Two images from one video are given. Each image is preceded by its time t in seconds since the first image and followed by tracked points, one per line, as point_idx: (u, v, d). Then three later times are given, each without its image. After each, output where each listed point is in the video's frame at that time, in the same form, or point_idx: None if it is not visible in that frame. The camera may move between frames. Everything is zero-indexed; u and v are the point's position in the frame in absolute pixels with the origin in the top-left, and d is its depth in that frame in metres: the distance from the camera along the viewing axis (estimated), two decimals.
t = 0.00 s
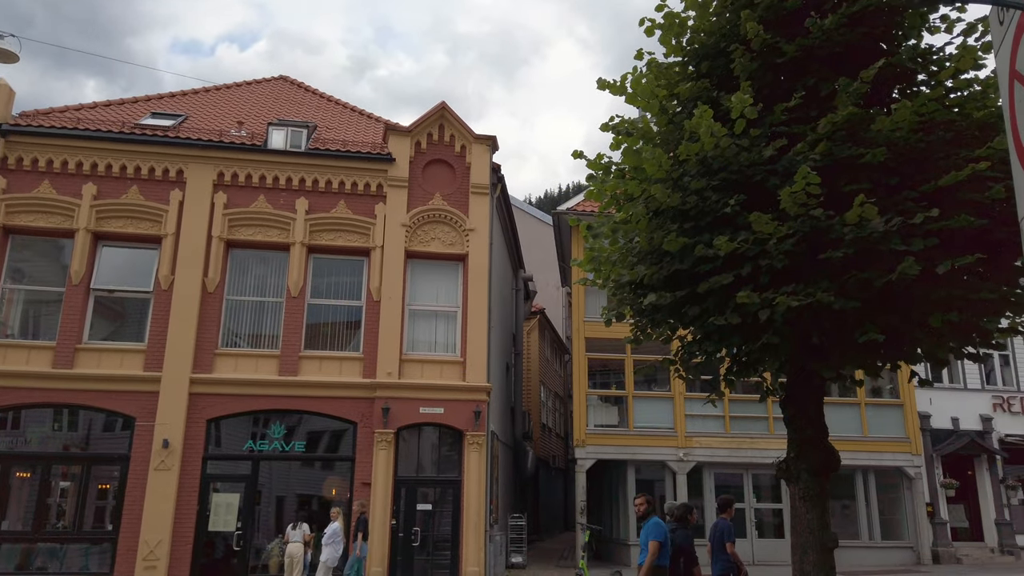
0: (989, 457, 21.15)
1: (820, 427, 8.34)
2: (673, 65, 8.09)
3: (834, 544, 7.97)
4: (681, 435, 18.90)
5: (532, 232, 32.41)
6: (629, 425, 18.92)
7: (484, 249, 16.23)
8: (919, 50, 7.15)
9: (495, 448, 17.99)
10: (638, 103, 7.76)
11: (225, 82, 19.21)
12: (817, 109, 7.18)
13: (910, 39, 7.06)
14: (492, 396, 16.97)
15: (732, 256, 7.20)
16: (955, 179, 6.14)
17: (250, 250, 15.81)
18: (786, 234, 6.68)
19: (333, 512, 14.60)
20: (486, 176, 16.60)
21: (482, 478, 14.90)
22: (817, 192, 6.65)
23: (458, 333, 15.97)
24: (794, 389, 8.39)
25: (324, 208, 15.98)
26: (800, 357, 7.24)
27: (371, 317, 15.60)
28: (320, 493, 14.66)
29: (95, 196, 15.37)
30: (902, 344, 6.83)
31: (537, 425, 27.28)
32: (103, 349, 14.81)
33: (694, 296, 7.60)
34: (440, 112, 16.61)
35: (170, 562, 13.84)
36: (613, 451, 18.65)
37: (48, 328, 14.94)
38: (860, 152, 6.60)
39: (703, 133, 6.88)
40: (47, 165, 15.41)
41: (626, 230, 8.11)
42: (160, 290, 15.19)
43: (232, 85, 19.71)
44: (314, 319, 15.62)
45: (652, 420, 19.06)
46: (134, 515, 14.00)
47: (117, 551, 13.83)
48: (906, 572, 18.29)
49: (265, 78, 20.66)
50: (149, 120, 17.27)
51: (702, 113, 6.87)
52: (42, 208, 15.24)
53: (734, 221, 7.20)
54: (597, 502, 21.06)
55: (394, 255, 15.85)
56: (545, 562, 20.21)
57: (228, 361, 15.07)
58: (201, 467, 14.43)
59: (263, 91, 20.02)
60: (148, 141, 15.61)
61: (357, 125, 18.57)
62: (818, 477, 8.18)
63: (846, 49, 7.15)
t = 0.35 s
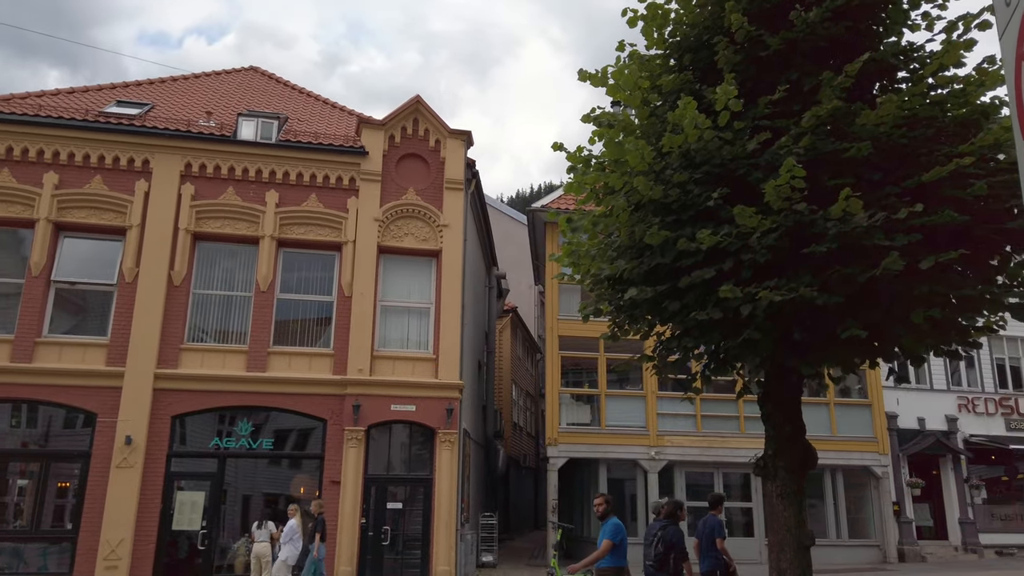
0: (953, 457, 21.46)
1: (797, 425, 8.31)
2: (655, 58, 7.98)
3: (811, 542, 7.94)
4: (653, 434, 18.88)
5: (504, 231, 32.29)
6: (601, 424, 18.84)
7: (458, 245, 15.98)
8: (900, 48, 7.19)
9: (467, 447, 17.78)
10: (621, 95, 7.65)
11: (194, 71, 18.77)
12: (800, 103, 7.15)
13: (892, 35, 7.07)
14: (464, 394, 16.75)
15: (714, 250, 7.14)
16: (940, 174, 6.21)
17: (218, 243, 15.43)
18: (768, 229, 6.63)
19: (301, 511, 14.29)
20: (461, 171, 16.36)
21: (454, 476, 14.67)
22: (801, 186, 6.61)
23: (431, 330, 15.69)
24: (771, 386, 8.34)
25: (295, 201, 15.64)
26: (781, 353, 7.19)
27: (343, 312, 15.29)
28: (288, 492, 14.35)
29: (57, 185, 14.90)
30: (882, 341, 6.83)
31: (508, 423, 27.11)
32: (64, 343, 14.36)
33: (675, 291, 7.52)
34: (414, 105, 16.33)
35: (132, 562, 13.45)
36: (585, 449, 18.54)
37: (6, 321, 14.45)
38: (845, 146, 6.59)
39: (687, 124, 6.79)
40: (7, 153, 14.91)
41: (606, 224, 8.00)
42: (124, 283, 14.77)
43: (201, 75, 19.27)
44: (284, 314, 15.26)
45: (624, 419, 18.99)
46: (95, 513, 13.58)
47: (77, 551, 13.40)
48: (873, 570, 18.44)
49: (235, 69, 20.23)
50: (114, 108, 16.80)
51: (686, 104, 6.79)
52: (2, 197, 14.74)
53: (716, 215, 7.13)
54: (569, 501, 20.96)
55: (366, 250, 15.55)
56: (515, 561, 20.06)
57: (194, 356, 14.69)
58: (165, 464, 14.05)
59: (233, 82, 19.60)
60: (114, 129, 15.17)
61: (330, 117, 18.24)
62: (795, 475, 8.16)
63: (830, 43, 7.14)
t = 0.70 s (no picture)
0: (913, 456, 21.79)
1: (771, 423, 8.25)
2: (634, 49, 7.85)
3: (784, 541, 7.88)
4: (619, 432, 18.82)
5: (472, 228, 32.09)
6: (568, 422, 18.73)
7: (426, 240, 15.69)
8: (879, 44, 7.18)
9: (433, 445, 17.52)
10: (599, 86, 7.50)
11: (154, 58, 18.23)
12: (780, 98, 7.07)
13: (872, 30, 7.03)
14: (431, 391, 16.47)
15: (692, 245, 7.04)
16: (921, 171, 6.21)
17: (178, 234, 14.96)
18: (748, 223, 6.55)
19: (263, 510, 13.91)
20: (430, 165, 16.07)
21: (419, 474, 14.40)
22: (782, 181, 6.52)
23: (398, 326, 15.38)
24: (745, 384, 8.27)
25: (259, 192, 15.22)
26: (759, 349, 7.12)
27: (307, 307, 14.92)
28: (249, 490, 13.96)
29: (9, 172, 14.32)
30: (860, 338, 6.81)
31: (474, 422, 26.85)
32: (14, 336, 13.80)
33: (652, 285, 7.43)
34: (383, 97, 16.01)
35: (84, 563, 12.97)
36: (552, 448, 18.40)
37: None
38: (825, 141, 6.52)
39: (668, 116, 6.67)
40: None
41: (583, 217, 7.85)
42: (79, 274, 14.24)
43: (162, 62, 18.72)
44: (246, 308, 14.85)
45: (592, 417, 18.90)
46: (46, 513, 13.06)
47: (25, 552, 12.88)
48: (835, 568, 18.60)
49: (198, 57, 19.70)
50: (70, 93, 16.21)
51: (666, 96, 6.67)
52: None
53: (695, 209, 7.03)
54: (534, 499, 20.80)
55: (332, 244, 15.19)
56: (480, 560, 19.86)
57: (152, 350, 14.22)
58: (120, 462, 13.57)
59: (196, 70, 19.07)
60: (70, 115, 14.62)
61: (296, 108, 17.83)
62: (769, 472, 8.10)
63: (810, 38, 7.08)
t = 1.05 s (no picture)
0: (874, 455, 22.09)
1: (744, 422, 8.17)
2: (611, 42, 7.71)
3: (757, 540, 7.83)
4: (586, 431, 18.74)
5: (440, 224, 31.83)
6: (536, 420, 18.60)
7: (394, 235, 15.40)
8: (857, 43, 7.13)
9: (398, 443, 17.26)
10: (575, 79, 7.36)
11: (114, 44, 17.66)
12: (759, 94, 7.00)
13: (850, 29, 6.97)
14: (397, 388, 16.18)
15: (670, 241, 6.94)
16: (900, 170, 6.20)
17: (137, 226, 14.48)
18: (727, 219, 6.47)
19: (223, 509, 13.54)
20: (399, 159, 15.77)
21: (384, 473, 14.13)
22: (762, 178, 6.45)
23: (364, 323, 15.07)
24: (719, 382, 8.19)
25: (221, 184, 14.80)
26: (735, 348, 7.05)
27: (271, 302, 14.55)
28: (208, 490, 13.57)
29: None
30: (837, 339, 6.78)
31: (439, 419, 26.60)
32: None
33: (628, 282, 7.31)
34: (351, 89, 15.68)
35: (34, 565, 12.48)
36: (518, 446, 18.24)
37: None
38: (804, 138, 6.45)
39: (647, 110, 6.55)
40: None
41: (558, 212, 7.70)
42: (32, 265, 13.70)
43: (123, 49, 18.16)
44: (207, 303, 14.43)
45: (559, 415, 18.80)
46: None
47: None
48: (798, 566, 18.75)
49: (160, 44, 19.14)
50: (25, 79, 15.62)
51: (646, 89, 6.55)
52: None
53: (673, 205, 6.94)
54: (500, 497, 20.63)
55: (297, 238, 14.83)
56: (445, 560, 19.63)
57: (109, 345, 13.75)
58: (74, 461, 13.09)
59: (157, 57, 18.53)
60: (24, 100, 14.07)
61: (261, 99, 17.41)
62: (742, 472, 8.02)
63: (788, 35, 7.01)
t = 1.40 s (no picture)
0: (829, 455, 22.40)
1: (712, 421, 8.06)
2: (585, 33, 7.56)
3: (722, 540, 7.73)
4: (548, 430, 18.61)
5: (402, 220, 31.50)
6: (497, 419, 18.42)
7: (355, 229, 15.06)
8: (830, 40, 7.09)
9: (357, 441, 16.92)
10: (548, 69, 7.20)
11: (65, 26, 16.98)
12: (732, 91, 6.92)
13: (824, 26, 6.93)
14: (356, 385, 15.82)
15: (642, 236, 6.84)
16: (873, 168, 6.18)
17: (87, 215, 13.91)
18: (700, 215, 6.40)
19: (174, 509, 13.07)
20: (361, 152, 15.44)
21: (342, 473, 13.81)
22: (736, 173, 6.37)
23: (323, 319, 14.70)
24: (687, 381, 8.09)
25: (176, 173, 14.29)
26: (706, 345, 6.98)
27: (226, 296, 14.09)
28: (159, 489, 13.09)
29: None
30: (807, 338, 6.74)
31: (399, 418, 26.24)
32: None
33: (599, 277, 7.19)
34: (313, 79, 15.30)
35: None
36: (479, 445, 18.03)
37: None
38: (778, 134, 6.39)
39: (622, 101, 6.44)
40: None
41: (528, 205, 7.53)
42: None
43: (74, 32, 17.49)
44: (160, 296, 13.93)
45: (520, 414, 18.65)
46: None
47: None
48: (755, 565, 18.89)
49: (113, 28, 18.48)
50: None
51: (621, 80, 6.44)
52: None
53: (645, 200, 6.85)
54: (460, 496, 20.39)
55: (255, 230, 14.40)
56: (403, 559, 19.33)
57: (55, 339, 13.18)
58: (15, 459, 12.52)
59: (110, 42, 17.87)
60: None
61: (219, 87, 16.90)
62: (709, 472, 7.91)
63: (761, 31, 6.95)
